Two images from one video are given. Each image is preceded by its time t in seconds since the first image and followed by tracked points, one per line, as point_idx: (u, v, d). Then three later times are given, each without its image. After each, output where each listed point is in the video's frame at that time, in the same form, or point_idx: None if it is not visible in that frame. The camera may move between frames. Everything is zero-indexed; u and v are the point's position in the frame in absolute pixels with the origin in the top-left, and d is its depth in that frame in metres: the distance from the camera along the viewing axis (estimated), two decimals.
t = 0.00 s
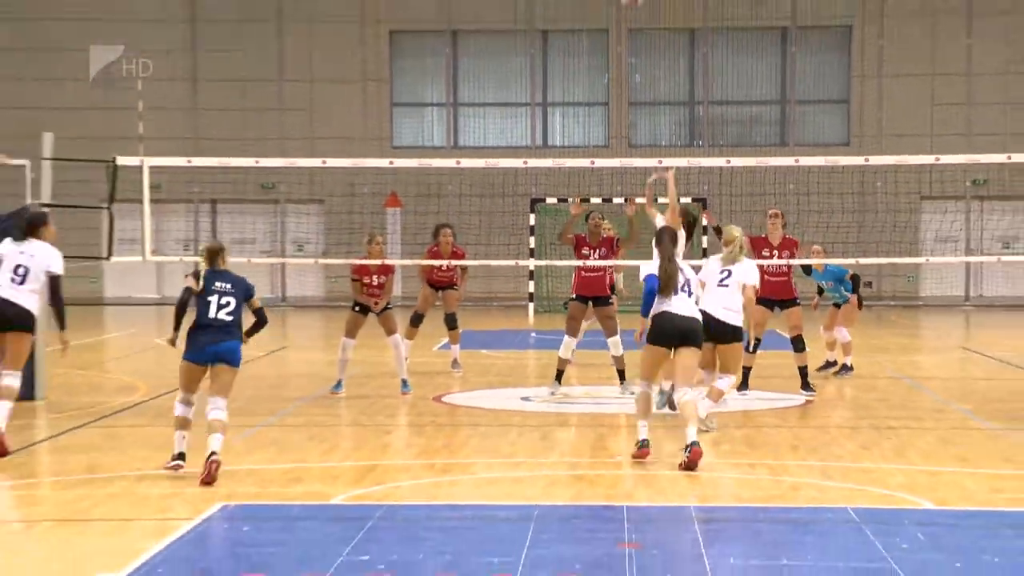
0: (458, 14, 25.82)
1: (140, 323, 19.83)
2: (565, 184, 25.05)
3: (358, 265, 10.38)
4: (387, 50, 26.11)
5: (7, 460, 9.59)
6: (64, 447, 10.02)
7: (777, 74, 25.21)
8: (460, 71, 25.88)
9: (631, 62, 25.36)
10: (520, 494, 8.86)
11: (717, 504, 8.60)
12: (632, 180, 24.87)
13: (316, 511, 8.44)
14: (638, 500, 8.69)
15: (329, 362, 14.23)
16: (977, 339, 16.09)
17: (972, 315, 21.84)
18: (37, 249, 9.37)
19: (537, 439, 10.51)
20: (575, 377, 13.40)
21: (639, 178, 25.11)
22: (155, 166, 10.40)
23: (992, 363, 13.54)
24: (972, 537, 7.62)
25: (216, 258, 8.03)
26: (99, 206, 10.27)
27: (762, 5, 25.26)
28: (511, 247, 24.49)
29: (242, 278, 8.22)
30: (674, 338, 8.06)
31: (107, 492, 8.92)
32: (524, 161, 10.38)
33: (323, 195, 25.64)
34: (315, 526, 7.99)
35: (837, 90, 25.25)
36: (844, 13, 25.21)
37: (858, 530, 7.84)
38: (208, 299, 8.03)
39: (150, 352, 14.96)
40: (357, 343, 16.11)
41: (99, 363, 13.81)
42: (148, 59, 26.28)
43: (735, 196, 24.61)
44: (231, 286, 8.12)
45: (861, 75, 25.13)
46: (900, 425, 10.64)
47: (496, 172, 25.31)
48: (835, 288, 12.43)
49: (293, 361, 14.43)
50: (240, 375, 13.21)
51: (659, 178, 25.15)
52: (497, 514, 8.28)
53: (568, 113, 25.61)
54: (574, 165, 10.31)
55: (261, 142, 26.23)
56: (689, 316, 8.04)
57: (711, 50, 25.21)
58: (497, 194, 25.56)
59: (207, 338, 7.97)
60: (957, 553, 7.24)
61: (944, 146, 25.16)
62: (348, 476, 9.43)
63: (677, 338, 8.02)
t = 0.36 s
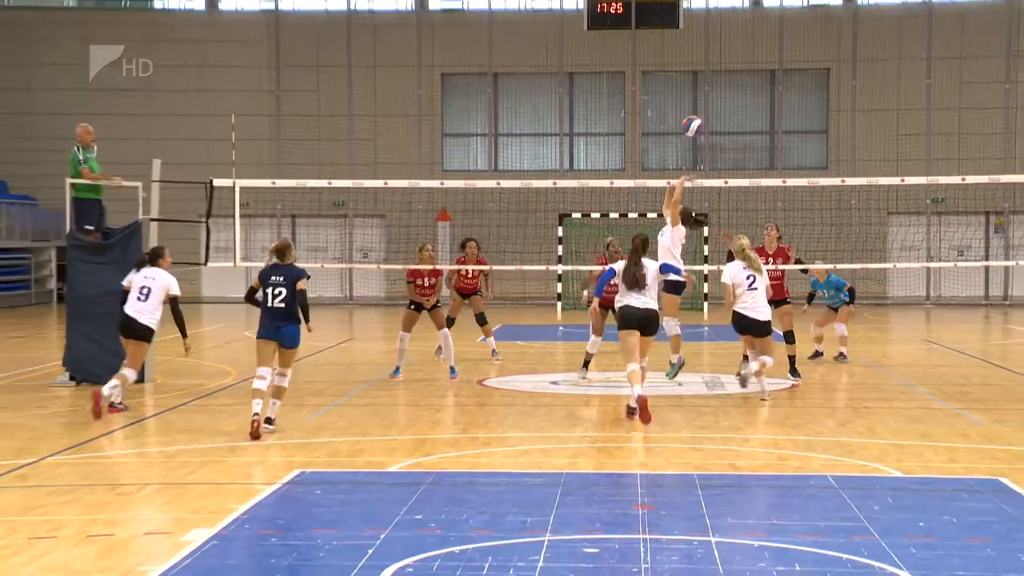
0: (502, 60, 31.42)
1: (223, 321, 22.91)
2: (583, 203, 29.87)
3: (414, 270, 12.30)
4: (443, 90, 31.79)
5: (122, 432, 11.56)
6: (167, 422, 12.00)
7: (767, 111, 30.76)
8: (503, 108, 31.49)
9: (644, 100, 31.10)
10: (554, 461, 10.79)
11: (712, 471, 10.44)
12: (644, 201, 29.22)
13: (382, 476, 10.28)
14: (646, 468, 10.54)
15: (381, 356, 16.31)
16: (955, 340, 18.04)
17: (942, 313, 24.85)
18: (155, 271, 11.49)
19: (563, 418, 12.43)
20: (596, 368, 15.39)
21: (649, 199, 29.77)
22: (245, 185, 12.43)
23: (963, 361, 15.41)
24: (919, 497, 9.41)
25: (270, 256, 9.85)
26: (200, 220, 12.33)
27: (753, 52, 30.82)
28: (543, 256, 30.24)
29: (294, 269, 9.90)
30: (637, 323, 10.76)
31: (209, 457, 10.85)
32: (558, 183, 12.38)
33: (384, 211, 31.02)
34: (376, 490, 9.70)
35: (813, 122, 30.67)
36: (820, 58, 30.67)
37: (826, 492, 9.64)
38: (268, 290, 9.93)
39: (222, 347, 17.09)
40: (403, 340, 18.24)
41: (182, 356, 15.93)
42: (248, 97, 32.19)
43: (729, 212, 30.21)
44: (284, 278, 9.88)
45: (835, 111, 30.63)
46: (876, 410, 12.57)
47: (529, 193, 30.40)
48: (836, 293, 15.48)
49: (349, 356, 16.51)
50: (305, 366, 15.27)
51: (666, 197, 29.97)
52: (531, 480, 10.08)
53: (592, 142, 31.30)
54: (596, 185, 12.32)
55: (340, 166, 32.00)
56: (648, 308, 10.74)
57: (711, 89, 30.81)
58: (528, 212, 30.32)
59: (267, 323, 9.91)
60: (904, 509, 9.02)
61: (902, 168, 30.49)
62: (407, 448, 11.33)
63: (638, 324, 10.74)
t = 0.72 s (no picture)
0: (519, 92, 32.74)
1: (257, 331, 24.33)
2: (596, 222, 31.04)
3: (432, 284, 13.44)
4: (466, 119, 33.17)
5: (174, 432, 12.62)
6: (214, 423, 13.07)
7: (762, 138, 32.08)
8: (518, 134, 32.86)
9: (650, 128, 32.37)
10: (571, 461, 11.84)
11: (713, 470, 11.47)
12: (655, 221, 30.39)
13: (413, 473, 11.35)
14: (651, 467, 11.59)
15: (403, 364, 17.43)
16: (942, 351, 19.12)
17: (933, 327, 26.05)
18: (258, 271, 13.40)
19: (576, 421, 13.49)
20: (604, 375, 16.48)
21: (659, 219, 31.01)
22: (285, 207, 13.60)
23: (948, 370, 16.47)
24: (903, 494, 10.42)
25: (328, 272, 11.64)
26: (245, 238, 13.50)
27: (749, 83, 32.06)
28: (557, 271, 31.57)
29: (348, 282, 11.75)
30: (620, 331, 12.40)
31: (255, 454, 11.90)
32: (567, 205, 13.53)
33: (414, 229, 32.14)
34: (404, 486, 10.78)
35: (804, 149, 31.99)
36: (813, 90, 31.92)
37: (816, 489, 10.66)
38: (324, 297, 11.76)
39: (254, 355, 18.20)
40: (422, 349, 19.37)
41: (219, 363, 17.04)
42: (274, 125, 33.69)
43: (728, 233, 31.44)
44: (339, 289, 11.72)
45: (828, 138, 31.93)
46: (867, 416, 13.59)
47: (543, 212, 31.84)
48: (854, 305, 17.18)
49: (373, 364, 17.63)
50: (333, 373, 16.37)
51: (676, 217, 31.23)
52: (546, 477, 11.17)
53: (602, 167, 32.49)
54: (606, 206, 13.46)
55: (372, 189, 33.29)
56: (630, 318, 12.37)
57: (713, 118, 32.13)
58: (544, 230, 31.74)
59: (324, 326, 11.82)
60: (888, 504, 10.02)
61: (888, 191, 31.85)
62: (433, 447, 12.41)
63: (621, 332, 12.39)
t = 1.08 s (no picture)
0: (519, 102, 32.90)
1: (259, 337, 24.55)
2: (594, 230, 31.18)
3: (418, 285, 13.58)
4: (466, 129, 33.37)
5: (175, 439, 12.72)
6: (214, 431, 13.15)
7: (758, 147, 32.28)
8: (517, 143, 33.06)
9: (647, 138, 32.56)
10: (568, 468, 11.94)
11: (710, 477, 11.57)
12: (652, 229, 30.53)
13: (413, 480, 11.44)
14: (648, 474, 11.69)
15: (402, 371, 17.54)
16: (938, 358, 19.24)
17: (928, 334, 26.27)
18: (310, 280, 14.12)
19: (573, 428, 13.60)
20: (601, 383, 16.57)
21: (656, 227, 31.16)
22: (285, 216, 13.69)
23: (943, 378, 16.60)
24: (898, 500, 10.53)
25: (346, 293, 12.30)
26: (245, 247, 13.58)
27: (744, 93, 32.25)
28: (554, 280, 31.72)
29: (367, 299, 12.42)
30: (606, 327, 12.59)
31: (255, 461, 11.99)
32: (567, 214, 13.63)
33: (414, 238, 32.36)
34: (403, 492, 10.88)
35: (800, 158, 32.23)
36: (807, 100, 32.12)
37: (813, 496, 10.76)
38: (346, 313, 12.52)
39: (254, 362, 18.30)
40: (421, 357, 19.47)
41: (219, 371, 17.14)
42: (274, 135, 33.87)
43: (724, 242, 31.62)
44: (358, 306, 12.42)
45: (823, 147, 32.16)
46: (862, 423, 13.70)
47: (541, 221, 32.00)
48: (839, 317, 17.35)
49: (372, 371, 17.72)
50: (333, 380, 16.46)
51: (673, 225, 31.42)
52: (544, 484, 11.28)
53: (600, 176, 32.65)
54: (604, 215, 13.53)
55: (372, 199, 33.40)
56: (618, 317, 12.56)
57: (709, 128, 32.29)
58: (542, 239, 31.91)
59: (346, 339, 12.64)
60: (884, 511, 10.13)
61: (882, 200, 32.04)
62: (433, 454, 12.50)
63: (609, 329, 12.57)
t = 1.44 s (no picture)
0: (518, 106, 32.92)
1: (259, 342, 24.57)
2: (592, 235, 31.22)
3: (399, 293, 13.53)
4: (465, 134, 33.35)
5: (174, 444, 12.71)
6: (212, 435, 13.15)
7: (757, 152, 32.28)
8: (517, 148, 33.07)
9: (647, 142, 32.59)
10: (566, 472, 11.93)
11: (710, 482, 11.56)
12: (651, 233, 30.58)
13: (412, 484, 11.44)
14: (647, 478, 11.69)
15: (401, 376, 17.54)
16: (936, 363, 19.25)
17: (927, 339, 26.28)
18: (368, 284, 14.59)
19: (572, 433, 13.58)
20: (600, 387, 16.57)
21: (655, 231, 31.19)
22: (284, 220, 13.69)
23: (941, 382, 16.60)
24: (897, 505, 10.53)
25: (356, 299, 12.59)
26: (243, 252, 13.57)
27: (742, 98, 32.29)
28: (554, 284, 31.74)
29: (376, 306, 12.67)
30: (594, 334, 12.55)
31: (254, 465, 11.99)
32: (565, 219, 13.63)
33: (413, 242, 32.23)
34: (402, 497, 10.87)
35: (800, 163, 32.24)
36: (806, 105, 32.14)
37: (812, 500, 10.77)
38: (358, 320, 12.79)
39: (253, 367, 18.30)
40: (420, 361, 19.47)
41: (218, 375, 17.14)
42: (273, 140, 33.87)
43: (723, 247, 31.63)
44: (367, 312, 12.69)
45: (823, 152, 32.17)
46: (861, 428, 13.69)
47: (539, 225, 32.02)
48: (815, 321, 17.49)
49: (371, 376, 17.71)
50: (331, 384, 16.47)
51: (672, 230, 31.47)
52: (543, 488, 11.28)
53: (599, 181, 32.66)
54: (602, 220, 13.52)
55: (371, 203, 33.40)
56: (603, 322, 12.56)
57: (708, 133, 32.30)
58: (541, 243, 31.94)
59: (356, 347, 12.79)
60: (883, 516, 10.13)
61: (881, 205, 32.07)
62: (432, 458, 12.50)
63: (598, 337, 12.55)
